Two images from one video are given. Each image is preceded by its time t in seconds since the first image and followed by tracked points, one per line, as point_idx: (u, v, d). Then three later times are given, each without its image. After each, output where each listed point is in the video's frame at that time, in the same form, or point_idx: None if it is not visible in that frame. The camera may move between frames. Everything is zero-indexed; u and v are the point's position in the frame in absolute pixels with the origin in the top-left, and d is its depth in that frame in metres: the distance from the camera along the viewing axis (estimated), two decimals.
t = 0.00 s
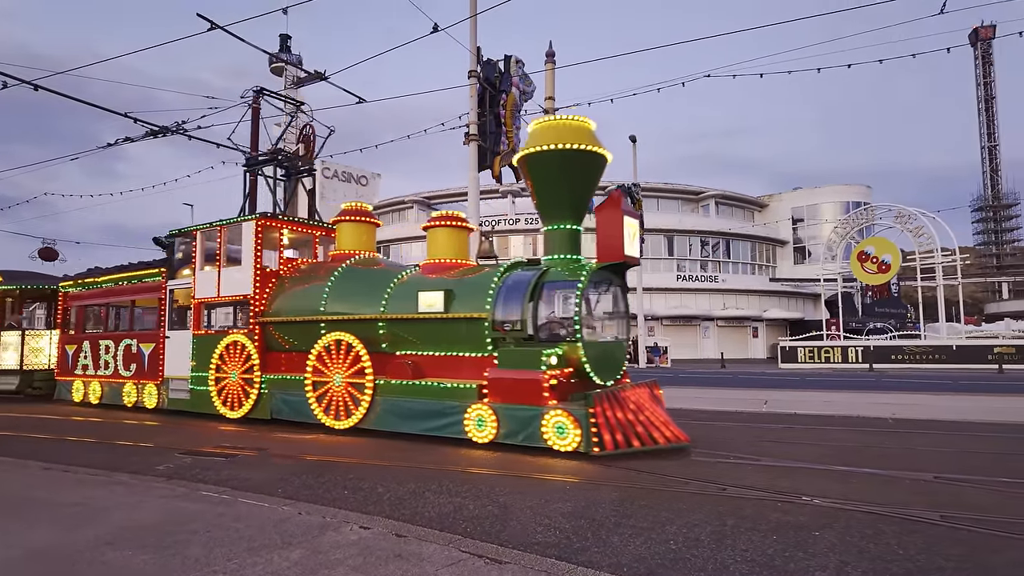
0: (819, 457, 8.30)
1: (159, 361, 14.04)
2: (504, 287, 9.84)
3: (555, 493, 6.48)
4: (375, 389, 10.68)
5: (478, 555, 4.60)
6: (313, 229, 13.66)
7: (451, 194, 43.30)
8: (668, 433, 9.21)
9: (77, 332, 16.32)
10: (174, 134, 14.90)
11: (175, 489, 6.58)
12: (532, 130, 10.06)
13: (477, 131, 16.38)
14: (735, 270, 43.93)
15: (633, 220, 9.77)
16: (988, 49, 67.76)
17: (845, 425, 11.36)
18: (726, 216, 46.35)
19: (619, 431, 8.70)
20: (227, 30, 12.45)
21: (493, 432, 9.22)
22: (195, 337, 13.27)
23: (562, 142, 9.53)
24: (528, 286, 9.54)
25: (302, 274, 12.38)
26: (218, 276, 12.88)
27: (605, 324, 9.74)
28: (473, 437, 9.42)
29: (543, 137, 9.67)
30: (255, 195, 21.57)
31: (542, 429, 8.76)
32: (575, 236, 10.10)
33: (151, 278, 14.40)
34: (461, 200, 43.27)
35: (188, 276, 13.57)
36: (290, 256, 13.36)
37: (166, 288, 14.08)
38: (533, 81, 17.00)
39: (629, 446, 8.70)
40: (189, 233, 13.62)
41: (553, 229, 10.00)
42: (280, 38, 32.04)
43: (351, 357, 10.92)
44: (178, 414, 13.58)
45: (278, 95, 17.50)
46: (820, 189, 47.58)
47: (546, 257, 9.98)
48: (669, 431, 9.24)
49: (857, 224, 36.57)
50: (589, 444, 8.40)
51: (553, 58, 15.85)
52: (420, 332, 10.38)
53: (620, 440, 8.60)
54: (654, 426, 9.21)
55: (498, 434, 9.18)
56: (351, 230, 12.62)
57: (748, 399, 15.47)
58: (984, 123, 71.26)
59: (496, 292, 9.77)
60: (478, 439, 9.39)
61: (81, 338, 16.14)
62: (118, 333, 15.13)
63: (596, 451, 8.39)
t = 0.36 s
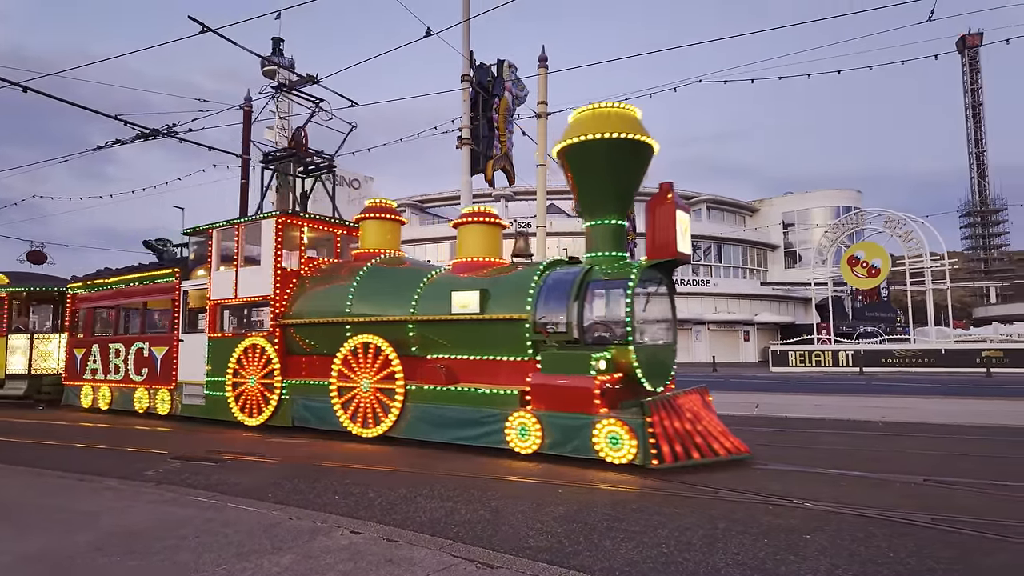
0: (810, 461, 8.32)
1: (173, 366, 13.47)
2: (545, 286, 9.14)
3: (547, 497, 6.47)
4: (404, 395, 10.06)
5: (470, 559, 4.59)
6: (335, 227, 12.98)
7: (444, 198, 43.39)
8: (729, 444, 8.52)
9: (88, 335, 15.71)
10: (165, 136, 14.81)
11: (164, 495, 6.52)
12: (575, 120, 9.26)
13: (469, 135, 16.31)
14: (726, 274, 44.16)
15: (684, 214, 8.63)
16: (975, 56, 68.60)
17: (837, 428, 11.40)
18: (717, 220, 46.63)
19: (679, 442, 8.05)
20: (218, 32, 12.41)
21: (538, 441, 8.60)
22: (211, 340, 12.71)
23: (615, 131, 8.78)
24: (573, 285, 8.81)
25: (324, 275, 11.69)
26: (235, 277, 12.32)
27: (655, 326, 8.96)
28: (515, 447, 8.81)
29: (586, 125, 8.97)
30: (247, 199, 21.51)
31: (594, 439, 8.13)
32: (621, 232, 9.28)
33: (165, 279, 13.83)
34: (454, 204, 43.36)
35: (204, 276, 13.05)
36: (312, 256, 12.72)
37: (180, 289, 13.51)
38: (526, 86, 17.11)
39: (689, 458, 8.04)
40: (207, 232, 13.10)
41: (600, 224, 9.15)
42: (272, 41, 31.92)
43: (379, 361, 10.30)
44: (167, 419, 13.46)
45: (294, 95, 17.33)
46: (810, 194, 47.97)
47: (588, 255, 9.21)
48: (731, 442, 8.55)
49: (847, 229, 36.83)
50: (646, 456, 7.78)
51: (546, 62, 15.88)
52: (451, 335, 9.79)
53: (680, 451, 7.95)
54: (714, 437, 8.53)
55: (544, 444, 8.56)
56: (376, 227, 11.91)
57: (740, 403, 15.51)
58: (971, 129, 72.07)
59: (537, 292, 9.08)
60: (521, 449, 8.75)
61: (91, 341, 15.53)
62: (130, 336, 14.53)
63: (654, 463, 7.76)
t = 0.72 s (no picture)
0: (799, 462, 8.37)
1: (185, 368, 12.55)
2: (591, 283, 8.36)
3: (539, 499, 6.45)
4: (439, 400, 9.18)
5: (460, 562, 4.57)
6: (355, 222, 12.16)
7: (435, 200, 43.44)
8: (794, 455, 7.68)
9: (94, 336, 14.90)
10: (153, 137, 14.71)
11: (150, 498, 6.44)
12: (622, 106, 8.62)
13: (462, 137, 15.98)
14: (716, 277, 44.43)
15: (745, 204, 7.91)
16: (962, 61, 69.41)
17: (826, 429, 11.48)
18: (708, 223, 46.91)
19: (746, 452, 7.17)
20: (208, 33, 12.36)
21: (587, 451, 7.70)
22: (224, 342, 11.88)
23: (670, 116, 8.17)
24: (624, 282, 8.07)
25: (347, 271, 10.82)
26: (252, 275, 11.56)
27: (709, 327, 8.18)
28: (561, 457, 7.91)
29: (632, 113, 8.39)
30: (236, 200, 21.40)
31: (652, 449, 7.22)
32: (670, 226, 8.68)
33: (176, 277, 12.94)
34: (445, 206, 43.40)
35: (218, 275, 12.29)
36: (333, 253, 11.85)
37: (193, 288, 12.67)
38: (517, 88, 17.25)
39: (757, 471, 7.17)
40: (222, 228, 12.32)
41: (649, 217, 8.54)
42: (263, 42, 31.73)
43: (410, 363, 9.45)
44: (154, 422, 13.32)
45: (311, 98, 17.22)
46: (800, 197, 48.45)
47: (634, 252, 8.61)
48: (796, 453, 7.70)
49: (836, 232, 37.12)
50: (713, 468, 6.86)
51: (537, 65, 15.94)
52: (488, 337, 8.95)
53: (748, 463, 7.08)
54: (778, 446, 7.68)
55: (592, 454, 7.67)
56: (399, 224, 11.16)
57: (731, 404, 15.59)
58: (957, 134, 73.02)
59: (583, 288, 8.32)
60: (568, 460, 7.86)
61: (98, 343, 14.71)
62: (139, 337, 13.66)
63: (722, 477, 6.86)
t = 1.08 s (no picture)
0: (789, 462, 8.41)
1: (199, 370, 12.23)
2: (643, 279, 7.89)
3: (530, 500, 6.44)
4: (476, 404, 8.69)
5: (450, 563, 4.56)
6: (379, 217, 11.93)
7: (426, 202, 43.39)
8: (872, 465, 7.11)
9: (102, 337, 14.64)
10: (141, 136, 14.60)
11: (137, 501, 6.38)
12: (673, 90, 8.00)
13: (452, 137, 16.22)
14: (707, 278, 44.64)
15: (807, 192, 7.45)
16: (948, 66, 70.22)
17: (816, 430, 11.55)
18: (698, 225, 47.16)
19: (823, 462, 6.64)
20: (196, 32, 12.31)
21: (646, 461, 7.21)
22: (241, 343, 11.52)
23: (725, 99, 7.56)
24: (681, 278, 7.58)
25: (371, 268, 10.50)
26: (272, 272, 11.18)
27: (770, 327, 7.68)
28: (617, 468, 7.43)
29: (685, 96, 7.77)
30: (225, 200, 21.28)
31: (722, 460, 6.72)
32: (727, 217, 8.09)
33: (192, 275, 12.67)
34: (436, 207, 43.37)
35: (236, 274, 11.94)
36: (355, 249, 11.50)
37: (209, 286, 12.38)
38: (509, 90, 17.27)
39: (836, 482, 6.64)
40: (240, 223, 11.99)
41: (704, 210, 7.98)
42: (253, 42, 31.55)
43: (444, 364, 9.00)
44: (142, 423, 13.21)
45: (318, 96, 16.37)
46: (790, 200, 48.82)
47: (687, 245, 8.06)
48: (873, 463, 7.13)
49: (824, 234, 37.44)
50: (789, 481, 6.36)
51: (529, 66, 15.95)
52: (528, 337, 8.58)
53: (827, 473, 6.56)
54: (854, 455, 7.11)
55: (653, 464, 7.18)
56: (425, 219, 10.53)
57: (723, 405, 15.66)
58: (944, 138, 73.82)
59: (635, 285, 7.85)
60: (625, 471, 7.37)
61: (107, 344, 14.44)
62: (150, 338, 13.37)
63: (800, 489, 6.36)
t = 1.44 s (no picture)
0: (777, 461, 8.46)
1: (213, 373, 11.94)
2: (701, 275, 7.34)
3: (520, 501, 6.44)
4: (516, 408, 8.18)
5: (439, 564, 4.56)
6: (402, 211, 11.40)
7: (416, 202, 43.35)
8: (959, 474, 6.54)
9: (110, 337, 14.46)
10: (127, 135, 14.45)
11: (123, 503, 6.31)
12: (729, 71, 7.41)
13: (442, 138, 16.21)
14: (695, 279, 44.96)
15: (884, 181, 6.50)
16: (933, 70, 71.16)
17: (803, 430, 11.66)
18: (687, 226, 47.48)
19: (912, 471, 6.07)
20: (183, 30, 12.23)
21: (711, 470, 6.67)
22: (259, 343, 11.11)
23: (788, 80, 6.94)
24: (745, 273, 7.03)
25: (397, 264, 10.03)
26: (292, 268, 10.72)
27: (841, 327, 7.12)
28: (679, 478, 6.89)
29: (741, 78, 7.19)
30: (213, 200, 21.13)
31: (800, 469, 6.17)
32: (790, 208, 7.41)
33: (205, 272, 12.44)
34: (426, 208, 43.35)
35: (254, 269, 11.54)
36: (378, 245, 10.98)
37: (222, 283, 12.07)
38: (499, 90, 17.25)
39: (926, 493, 6.07)
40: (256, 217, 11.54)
41: (765, 198, 7.30)
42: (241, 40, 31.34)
43: (482, 365, 8.52)
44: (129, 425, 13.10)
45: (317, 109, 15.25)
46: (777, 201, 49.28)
47: (739, 237, 7.46)
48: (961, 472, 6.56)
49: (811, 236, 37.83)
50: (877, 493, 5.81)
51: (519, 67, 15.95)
52: (571, 336, 8.07)
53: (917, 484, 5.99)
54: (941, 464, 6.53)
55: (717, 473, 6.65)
56: (453, 211, 10.08)
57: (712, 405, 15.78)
58: (928, 141, 74.82)
59: (692, 283, 7.26)
60: (686, 481, 6.83)
61: (114, 344, 14.25)
62: (160, 338, 13.16)
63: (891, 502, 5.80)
